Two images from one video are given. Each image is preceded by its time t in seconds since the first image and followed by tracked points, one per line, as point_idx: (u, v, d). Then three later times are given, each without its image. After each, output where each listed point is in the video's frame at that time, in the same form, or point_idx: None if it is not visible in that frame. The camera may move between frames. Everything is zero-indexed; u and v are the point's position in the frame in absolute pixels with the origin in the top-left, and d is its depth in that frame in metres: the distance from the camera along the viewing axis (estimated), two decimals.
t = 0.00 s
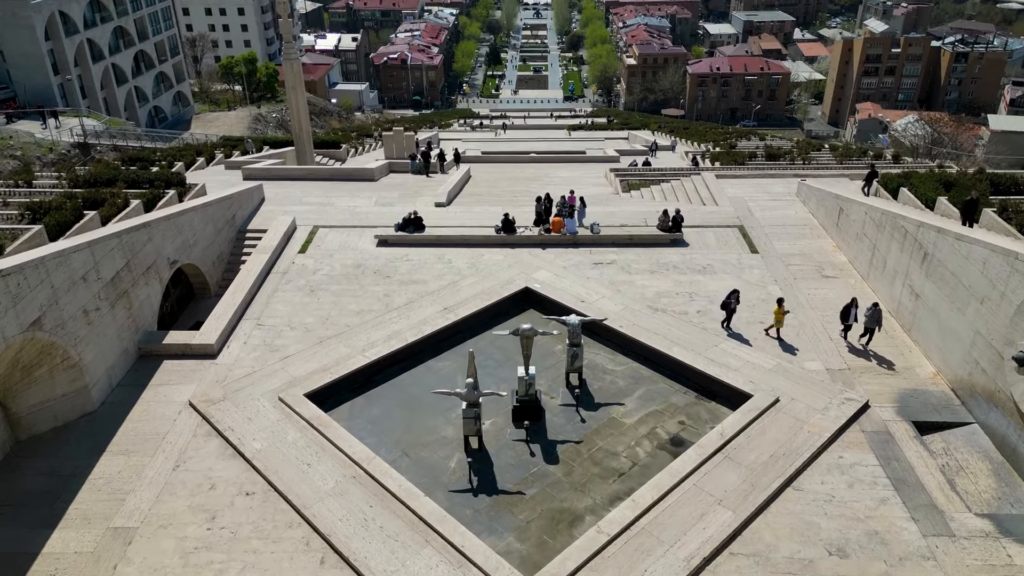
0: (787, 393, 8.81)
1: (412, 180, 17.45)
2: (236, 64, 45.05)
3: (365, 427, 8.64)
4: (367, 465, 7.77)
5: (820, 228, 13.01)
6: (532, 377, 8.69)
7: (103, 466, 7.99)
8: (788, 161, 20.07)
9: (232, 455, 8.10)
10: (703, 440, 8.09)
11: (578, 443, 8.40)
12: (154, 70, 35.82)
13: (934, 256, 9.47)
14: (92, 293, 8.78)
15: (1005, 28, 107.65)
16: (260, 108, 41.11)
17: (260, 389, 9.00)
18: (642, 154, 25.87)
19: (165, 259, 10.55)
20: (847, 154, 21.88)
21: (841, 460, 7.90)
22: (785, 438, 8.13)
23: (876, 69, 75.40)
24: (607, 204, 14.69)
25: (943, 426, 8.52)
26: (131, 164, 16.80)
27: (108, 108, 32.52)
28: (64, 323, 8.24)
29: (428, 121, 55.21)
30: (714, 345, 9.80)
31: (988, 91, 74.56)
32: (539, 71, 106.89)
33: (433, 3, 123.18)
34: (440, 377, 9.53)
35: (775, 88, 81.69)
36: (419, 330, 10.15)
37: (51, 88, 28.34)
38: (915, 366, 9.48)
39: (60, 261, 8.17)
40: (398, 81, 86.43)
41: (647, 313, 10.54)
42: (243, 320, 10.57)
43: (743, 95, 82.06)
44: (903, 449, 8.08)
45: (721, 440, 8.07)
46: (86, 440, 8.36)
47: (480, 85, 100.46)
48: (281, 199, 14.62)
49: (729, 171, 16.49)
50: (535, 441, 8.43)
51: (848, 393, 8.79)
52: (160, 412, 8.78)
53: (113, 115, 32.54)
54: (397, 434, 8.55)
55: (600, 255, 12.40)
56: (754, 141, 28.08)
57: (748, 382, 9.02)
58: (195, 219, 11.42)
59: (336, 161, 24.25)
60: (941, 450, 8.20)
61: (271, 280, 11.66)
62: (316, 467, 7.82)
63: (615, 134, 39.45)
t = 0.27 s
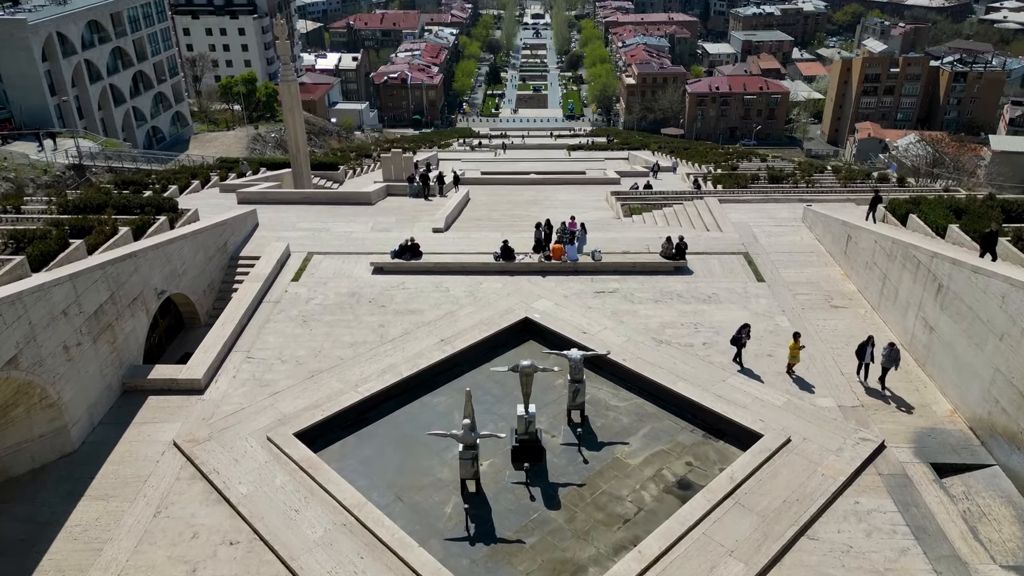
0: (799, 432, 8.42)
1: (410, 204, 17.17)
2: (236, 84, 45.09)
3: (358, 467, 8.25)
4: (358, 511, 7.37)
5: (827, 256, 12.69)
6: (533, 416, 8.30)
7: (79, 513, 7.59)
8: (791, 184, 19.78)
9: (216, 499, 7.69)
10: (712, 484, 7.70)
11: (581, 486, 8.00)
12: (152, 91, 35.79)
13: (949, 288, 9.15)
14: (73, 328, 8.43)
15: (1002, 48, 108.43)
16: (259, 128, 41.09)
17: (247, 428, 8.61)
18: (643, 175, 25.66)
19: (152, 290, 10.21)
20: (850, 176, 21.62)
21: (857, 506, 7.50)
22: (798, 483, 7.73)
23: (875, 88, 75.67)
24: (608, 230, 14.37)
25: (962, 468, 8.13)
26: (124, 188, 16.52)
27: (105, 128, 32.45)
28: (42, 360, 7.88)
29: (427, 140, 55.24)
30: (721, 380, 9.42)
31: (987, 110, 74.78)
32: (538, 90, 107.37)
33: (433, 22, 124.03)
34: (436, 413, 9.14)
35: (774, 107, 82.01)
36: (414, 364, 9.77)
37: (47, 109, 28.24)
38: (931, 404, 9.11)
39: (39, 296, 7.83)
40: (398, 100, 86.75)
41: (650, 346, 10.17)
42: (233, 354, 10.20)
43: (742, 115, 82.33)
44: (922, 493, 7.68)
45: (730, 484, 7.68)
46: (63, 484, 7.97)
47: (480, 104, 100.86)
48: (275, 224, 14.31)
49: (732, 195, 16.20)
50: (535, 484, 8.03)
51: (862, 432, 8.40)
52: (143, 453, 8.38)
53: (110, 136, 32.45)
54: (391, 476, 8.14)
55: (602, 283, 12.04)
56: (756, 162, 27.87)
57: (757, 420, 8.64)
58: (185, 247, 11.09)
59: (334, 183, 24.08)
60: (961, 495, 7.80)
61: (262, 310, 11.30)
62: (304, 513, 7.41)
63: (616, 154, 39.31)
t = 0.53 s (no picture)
0: (815, 480, 7.93)
1: (407, 229, 16.78)
2: (234, 104, 45.04)
3: (347, 518, 7.75)
4: (345, 570, 6.86)
5: (838, 286, 12.27)
6: (533, 462, 7.81)
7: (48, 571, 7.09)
8: (796, 209, 19.38)
9: (195, 556, 7.17)
10: (725, 538, 7.19)
11: (585, 539, 7.49)
12: (149, 111, 35.70)
13: (970, 325, 8.72)
14: (47, 369, 7.98)
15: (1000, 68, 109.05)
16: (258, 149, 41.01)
17: (230, 475, 8.11)
18: (644, 198, 25.32)
19: (135, 325, 9.78)
20: (856, 200, 21.21)
21: (880, 564, 6.99)
22: (817, 537, 7.22)
23: (874, 108, 75.80)
24: (610, 258, 13.95)
25: (990, 520, 7.63)
26: (114, 213, 16.15)
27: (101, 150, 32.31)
28: (12, 406, 7.43)
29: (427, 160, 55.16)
30: (731, 422, 8.95)
31: (987, 130, 74.93)
32: (538, 109, 107.76)
33: (433, 42, 124.80)
34: (431, 457, 8.65)
35: (774, 127, 82.19)
36: (408, 404, 9.28)
37: (42, 131, 28.07)
38: (953, 448, 8.63)
39: (10, 336, 7.39)
40: (398, 119, 86.97)
41: (657, 383, 9.71)
42: (218, 392, 9.73)
43: (741, 134, 82.48)
44: (949, 549, 7.18)
45: (744, 539, 7.18)
46: (32, 538, 7.48)
47: (480, 124, 101.13)
48: (268, 252, 13.89)
49: (737, 221, 15.80)
50: (536, 537, 7.53)
51: (883, 480, 7.91)
52: (118, 503, 7.90)
53: (106, 157, 32.30)
54: (382, 528, 7.64)
55: (605, 315, 11.59)
56: (758, 184, 27.58)
57: (771, 467, 8.15)
58: (171, 280, 10.68)
59: (330, 206, 23.80)
60: (991, 550, 7.29)
61: (251, 343, 10.86)
62: (287, 573, 6.90)
63: (616, 175, 39.09)
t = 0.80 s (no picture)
0: (837, 541, 7.34)
1: (403, 257, 16.30)
2: (233, 125, 44.89)
3: None
4: None
5: (852, 320, 11.78)
6: (534, 520, 7.18)
7: None
8: (803, 235, 18.92)
9: None
10: None
11: None
12: (146, 132, 35.51)
13: (999, 370, 8.20)
14: (13, 420, 7.43)
15: (998, 88, 109.57)
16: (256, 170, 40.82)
17: (207, 533, 7.53)
18: (645, 222, 24.91)
19: (112, 366, 9.25)
20: (863, 224, 20.71)
21: None
22: None
23: (875, 127, 75.79)
24: (614, 289, 13.43)
25: None
26: (101, 240, 15.69)
27: (96, 172, 32.08)
28: None
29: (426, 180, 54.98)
30: (745, 473, 8.38)
31: (988, 150, 74.98)
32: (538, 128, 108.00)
33: (433, 62, 125.36)
34: (425, 509, 8.04)
35: (774, 146, 82.21)
36: (401, 452, 8.69)
37: (35, 153, 27.79)
38: (984, 502, 8.07)
39: None
40: (398, 139, 87.03)
41: (665, 428, 9.14)
42: (200, 438, 9.14)
43: (742, 153, 82.49)
44: None
45: None
46: None
47: (480, 143, 101.28)
48: (258, 283, 13.37)
49: (743, 249, 15.31)
50: None
51: (912, 541, 7.31)
52: (86, 565, 7.31)
53: (101, 178, 32.02)
54: None
55: (609, 352, 11.04)
56: (762, 207, 27.22)
57: (790, 524, 7.57)
58: (152, 317, 10.18)
59: (326, 230, 23.44)
60: None
61: (236, 383, 10.31)
62: None
63: (617, 196, 38.77)
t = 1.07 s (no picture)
0: None
1: (399, 286, 15.76)
2: (230, 145, 44.63)
3: None
4: None
5: (870, 359, 11.18)
6: None
7: None
8: (812, 262, 18.38)
9: None
10: None
11: None
12: (141, 153, 35.24)
13: None
14: None
15: (998, 107, 109.90)
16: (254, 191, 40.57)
17: None
18: (648, 246, 24.43)
19: (83, 412, 8.66)
20: (874, 250, 20.13)
21: None
22: None
23: (875, 147, 75.77)
24: (618, 322, 12.84)
25: None
26: (86, 270, 15.16)
27: (90, 194, 31.70)
28: None
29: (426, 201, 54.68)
30: (765, 532, 7.70)
31: (990, 169, 74.96)
32: (537, 147, 108.03)
33: (433, 81, 125.86)
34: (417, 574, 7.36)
35: (774, 165, 82.15)
36: (391, 508, 8.04)
37: (27, 175, 27.40)
38: None
39: None
40: (398, 158, 86.98)
41: (676, 480, 8.50)
42: (175, 491, 8.50)
43: (742, 173, 82.45)
44: None
45: None
46: None
47: (480, 162, 101.29)
48: (245, 316, 12.78)
49: (752, 280, 14.73)
50: None
51: None
52: None
53: (94, 200, 31.69)
54: None
55: (615, 392, 10.39)
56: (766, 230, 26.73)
57: None
58: (129, 358, 9.60)
59: (322, 255, 23.00)
60: None
61: (218, 427, 9.67)
62: None
63: (618, 218, 38.36)
